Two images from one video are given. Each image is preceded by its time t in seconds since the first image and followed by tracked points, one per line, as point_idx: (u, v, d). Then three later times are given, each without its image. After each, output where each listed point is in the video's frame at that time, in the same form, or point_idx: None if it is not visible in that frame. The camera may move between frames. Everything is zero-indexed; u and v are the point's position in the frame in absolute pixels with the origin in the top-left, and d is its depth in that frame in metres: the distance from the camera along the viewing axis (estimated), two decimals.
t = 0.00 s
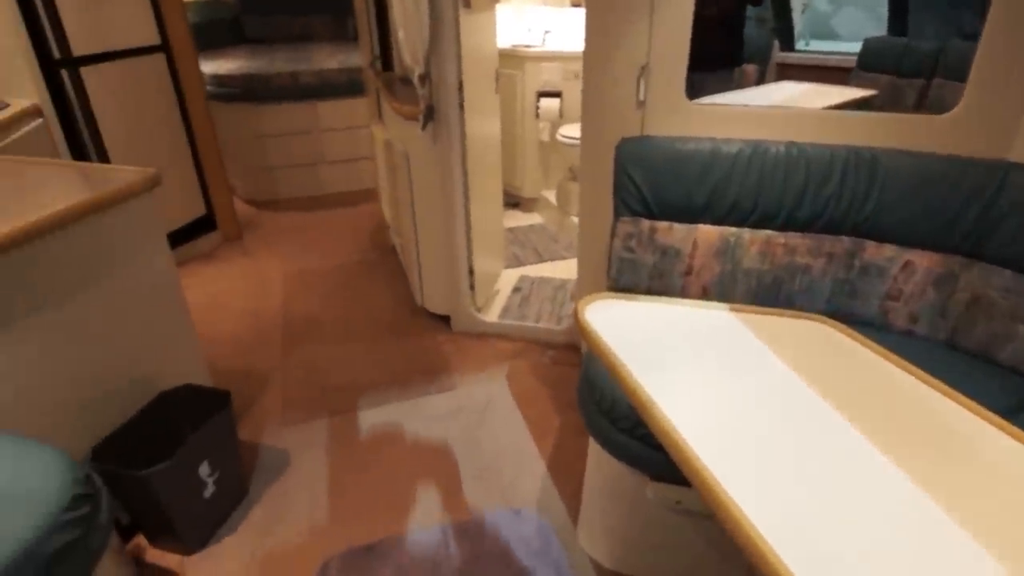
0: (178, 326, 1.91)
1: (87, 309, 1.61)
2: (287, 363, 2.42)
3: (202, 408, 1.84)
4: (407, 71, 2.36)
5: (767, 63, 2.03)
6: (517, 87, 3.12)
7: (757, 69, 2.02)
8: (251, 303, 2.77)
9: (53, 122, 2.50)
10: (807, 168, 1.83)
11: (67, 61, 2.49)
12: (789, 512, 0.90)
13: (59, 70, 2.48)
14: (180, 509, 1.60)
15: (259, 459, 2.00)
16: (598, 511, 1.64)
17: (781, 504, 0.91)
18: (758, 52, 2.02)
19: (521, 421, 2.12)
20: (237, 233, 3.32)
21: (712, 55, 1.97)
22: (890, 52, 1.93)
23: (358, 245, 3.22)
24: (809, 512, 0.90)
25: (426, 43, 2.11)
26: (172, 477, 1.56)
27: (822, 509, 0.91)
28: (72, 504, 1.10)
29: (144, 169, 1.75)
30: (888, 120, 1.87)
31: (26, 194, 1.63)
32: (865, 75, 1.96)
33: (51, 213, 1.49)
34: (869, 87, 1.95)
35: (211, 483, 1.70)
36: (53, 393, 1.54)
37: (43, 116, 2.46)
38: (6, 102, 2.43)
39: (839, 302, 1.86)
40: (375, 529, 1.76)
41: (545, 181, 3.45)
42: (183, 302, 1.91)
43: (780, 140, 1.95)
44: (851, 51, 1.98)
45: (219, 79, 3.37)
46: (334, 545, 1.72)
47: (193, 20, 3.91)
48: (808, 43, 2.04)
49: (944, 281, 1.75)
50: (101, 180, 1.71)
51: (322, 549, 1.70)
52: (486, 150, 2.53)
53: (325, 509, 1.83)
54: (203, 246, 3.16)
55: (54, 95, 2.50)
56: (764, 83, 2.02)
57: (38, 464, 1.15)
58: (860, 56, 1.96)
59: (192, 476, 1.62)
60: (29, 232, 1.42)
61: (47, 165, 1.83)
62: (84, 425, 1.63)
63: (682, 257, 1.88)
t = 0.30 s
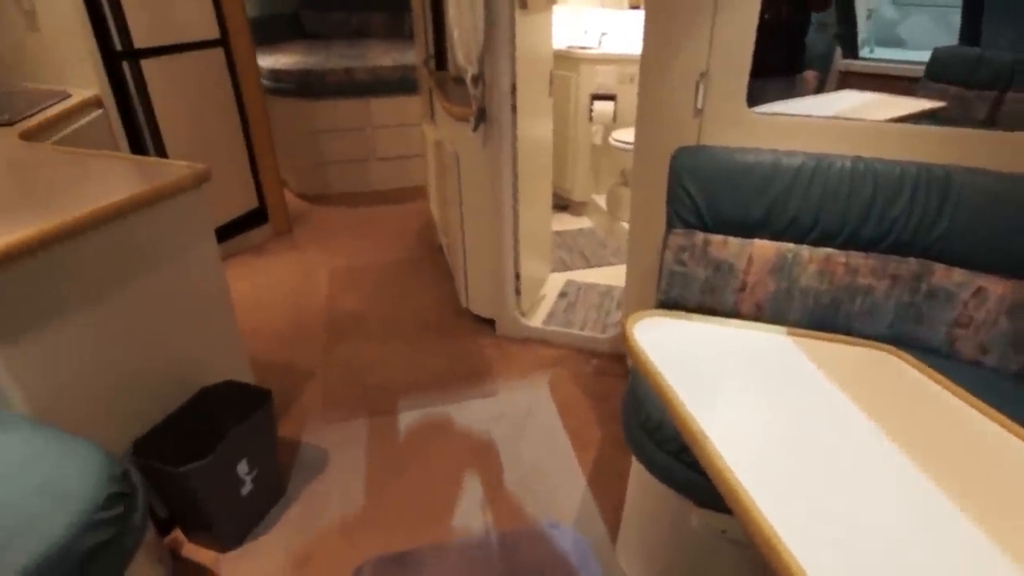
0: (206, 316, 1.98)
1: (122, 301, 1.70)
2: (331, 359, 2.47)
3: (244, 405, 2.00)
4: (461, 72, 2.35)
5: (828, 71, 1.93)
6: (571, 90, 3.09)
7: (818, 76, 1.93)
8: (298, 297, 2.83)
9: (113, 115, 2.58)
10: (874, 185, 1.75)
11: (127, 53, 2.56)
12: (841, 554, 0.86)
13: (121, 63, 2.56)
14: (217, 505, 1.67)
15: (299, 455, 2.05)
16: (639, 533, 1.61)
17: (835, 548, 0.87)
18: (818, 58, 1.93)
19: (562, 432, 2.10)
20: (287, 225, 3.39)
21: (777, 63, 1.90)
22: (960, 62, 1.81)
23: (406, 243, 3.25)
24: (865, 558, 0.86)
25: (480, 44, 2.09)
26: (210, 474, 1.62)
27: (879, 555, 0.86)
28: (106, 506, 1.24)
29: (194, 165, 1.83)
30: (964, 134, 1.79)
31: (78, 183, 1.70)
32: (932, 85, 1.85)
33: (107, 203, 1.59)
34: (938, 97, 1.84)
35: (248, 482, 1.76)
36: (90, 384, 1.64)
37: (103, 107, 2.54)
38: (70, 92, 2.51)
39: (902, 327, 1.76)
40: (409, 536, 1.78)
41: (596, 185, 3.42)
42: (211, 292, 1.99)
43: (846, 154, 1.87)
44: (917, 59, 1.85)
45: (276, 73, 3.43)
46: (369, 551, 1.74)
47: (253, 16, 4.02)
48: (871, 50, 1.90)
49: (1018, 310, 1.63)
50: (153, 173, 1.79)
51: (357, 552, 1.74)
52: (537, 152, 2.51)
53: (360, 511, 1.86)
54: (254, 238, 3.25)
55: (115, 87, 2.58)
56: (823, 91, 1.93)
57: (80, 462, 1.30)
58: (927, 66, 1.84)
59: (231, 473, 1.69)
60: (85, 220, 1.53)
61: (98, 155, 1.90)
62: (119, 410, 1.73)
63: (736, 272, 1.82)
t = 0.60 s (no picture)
0: (252, 310, 2.03)
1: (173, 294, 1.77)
2: (373, 358, 2.50)
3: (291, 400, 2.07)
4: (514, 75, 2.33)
5: (892, 80, 1.81)
6: (625, 96, 3.07)
7: (881, 86, 1.82)
8: (344, 295, 2.88)
9: (174, 111, 2.67)
10: (945, 206, 1.65)
11: (190, 49, 2.64)
12: None
13: (183, 58, 2.64)
14: (255, 500, 1.71)
15: (337, 453, 2.09)
16: (676, 557, 1.57)
17: None
18: (883, 67, 1.81)
19: (600, 445, 2.07)
20: (337, 223, 3.45)
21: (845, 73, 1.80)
22: None
23: (452, 243, 3.27)
24: None
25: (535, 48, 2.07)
26: (250, 470, 1.67)
27: None
28: (146, 501, 1.35)
29: (247, 162, 1.89)
30: None
31: (137, 177, 1.77)
32: (1005, 98, 1.73)
33: (168, 195, 1.65)
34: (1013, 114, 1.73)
35: (285, 479, 1.80)
36: (139, 373, 1.71)
37: (164, 101, 2.63)
38: (134, 87, 2.60)
39: (965, 357, 1.66)
40: (442, 540, 1.78)
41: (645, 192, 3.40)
42: (255, 290, 2.04)
43: (916, 172, 1.77)
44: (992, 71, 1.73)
45: (332, 72, 3.49)
46: (402, 554, 1.76)
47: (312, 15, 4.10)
48: (940, 60, 1.77)
49: None
50: (210, 168, 1.84)
51: (390, 554, 1.75)
52: (588, 158, 2.48)
53: (393, 514, 1.88)
54: (304, 234, 3.33)
55: (178, 83, 2.66)
56: (887, 103, 1.82)
57: (123, 454, 1.40)
58: (1003, 78, 1.72)
59: (269, 470, 1.74)
60: (143, 212, 1.58)
61: (160, 150, 1.97)
62: (163, 400, 1.79)
63: (791, 291, 1.75)
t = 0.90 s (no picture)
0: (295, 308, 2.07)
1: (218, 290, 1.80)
2: (411, 358, 2.51)
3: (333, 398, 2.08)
4: (563, 79, 2.30)
5: (964, 89, 1.67)
6: (677, 101, 3.01)
7: (952, 95, 1.69)
8: (386, 294, 2.91)
9: (237, 111, 2.73)
10: None
11: (252, 49, 2.72)
12: None
13: (245, 59, 2.72)
14: (293, 491, 1.75)
15: (373, 451, 2.10)
16: None
17: None
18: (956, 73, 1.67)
19: (634, 458, 2.02)
20: (385, 222, 3.50)
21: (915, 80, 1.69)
22: None
23: (494, 245, 3.27)
24: None
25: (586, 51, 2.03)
26: (289, 462, 1.70)
27: None
28: (186, 491, 1.38)
29: (300, 163, 1.91)
30: None
31: (194, 173, 1.82)
32: None
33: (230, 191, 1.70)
34: None
35: (324, 472, 1.83)
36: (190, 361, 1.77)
37: (228, 100, 2.68)
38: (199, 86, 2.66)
39: None
40: (469, 546, 1.77)
41: (693, 200, 3.32)
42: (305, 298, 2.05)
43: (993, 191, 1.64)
44: None
45: (387, 73, 3.54)
46: (427, 556, 1.75)
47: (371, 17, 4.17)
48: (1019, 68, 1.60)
49: None
50: (265, 166, 1.89)
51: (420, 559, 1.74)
52: (636, 165, 2.43)
53: (421, 515, 1.88)
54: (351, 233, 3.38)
55: (241, 84, 2.75)
56: (956, 113, 1.69)
57: (170, 443, 1.45)
58: None
59: (308, 462, 1.77)
60: (201, 208, 1.63)
61: (217, 149, 2.02)
62: (210, 393, 1.85)
63: (845, 313, 1.65)
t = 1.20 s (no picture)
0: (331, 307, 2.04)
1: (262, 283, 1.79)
2: (444, 358, 2.46)
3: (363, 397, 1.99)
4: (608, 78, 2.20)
5: None
6: (732, 100, 2.87)
7: None
8: (425, 291, 2.86)
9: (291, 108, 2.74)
10: None
11: (308, 51, 2.70)
12: None
13: (302, 59, 2.70)
14: (319, 485, 1.73)
15: (397, 452, 2.06)
16: None
17: None
18: None
19: (666, 477, 1.90)
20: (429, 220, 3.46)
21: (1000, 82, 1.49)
22: None
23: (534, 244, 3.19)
24: None
25: (631, 50, 1.93)
26: (314, 455, 1.68)
27: None
28: (209, 481, 1.34)
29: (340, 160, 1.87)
30: None
31: (241, 168, 1.82)
32: None
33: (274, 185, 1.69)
34: None
35: (348, 468, 1.79)
36: (230, 360, 1.76)
37: (283, 100, 2.70)
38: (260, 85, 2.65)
39: None
40: (487, 558, 1.69)
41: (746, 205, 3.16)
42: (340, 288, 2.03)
43: None
44: None
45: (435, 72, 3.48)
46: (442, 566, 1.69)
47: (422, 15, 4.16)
48: None
49: None
50: (308, 162, 1.87)
51: (437, 564, 1.68)
52: (683, 168, 2.31)
53: (440, 522, 1.81)
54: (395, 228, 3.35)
55: (297, 88, 2.76)
56: None
57: (202, 430, 1.42)
58: None
59: (331, 458, 1.73)
60: (245, 204, 1.61)
61: (260, 145, 2.00)
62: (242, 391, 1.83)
63: (910, 337, 1.49)
